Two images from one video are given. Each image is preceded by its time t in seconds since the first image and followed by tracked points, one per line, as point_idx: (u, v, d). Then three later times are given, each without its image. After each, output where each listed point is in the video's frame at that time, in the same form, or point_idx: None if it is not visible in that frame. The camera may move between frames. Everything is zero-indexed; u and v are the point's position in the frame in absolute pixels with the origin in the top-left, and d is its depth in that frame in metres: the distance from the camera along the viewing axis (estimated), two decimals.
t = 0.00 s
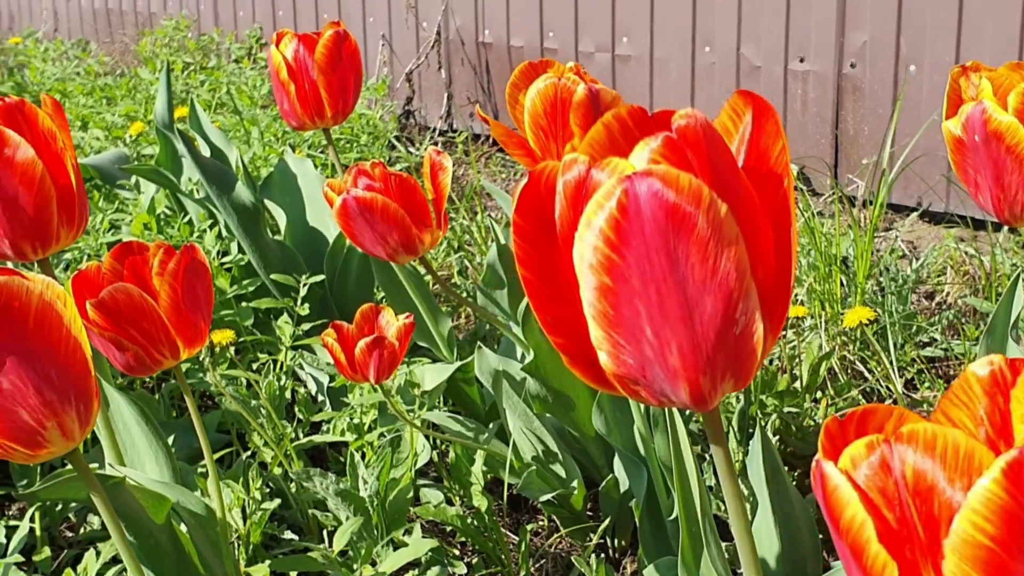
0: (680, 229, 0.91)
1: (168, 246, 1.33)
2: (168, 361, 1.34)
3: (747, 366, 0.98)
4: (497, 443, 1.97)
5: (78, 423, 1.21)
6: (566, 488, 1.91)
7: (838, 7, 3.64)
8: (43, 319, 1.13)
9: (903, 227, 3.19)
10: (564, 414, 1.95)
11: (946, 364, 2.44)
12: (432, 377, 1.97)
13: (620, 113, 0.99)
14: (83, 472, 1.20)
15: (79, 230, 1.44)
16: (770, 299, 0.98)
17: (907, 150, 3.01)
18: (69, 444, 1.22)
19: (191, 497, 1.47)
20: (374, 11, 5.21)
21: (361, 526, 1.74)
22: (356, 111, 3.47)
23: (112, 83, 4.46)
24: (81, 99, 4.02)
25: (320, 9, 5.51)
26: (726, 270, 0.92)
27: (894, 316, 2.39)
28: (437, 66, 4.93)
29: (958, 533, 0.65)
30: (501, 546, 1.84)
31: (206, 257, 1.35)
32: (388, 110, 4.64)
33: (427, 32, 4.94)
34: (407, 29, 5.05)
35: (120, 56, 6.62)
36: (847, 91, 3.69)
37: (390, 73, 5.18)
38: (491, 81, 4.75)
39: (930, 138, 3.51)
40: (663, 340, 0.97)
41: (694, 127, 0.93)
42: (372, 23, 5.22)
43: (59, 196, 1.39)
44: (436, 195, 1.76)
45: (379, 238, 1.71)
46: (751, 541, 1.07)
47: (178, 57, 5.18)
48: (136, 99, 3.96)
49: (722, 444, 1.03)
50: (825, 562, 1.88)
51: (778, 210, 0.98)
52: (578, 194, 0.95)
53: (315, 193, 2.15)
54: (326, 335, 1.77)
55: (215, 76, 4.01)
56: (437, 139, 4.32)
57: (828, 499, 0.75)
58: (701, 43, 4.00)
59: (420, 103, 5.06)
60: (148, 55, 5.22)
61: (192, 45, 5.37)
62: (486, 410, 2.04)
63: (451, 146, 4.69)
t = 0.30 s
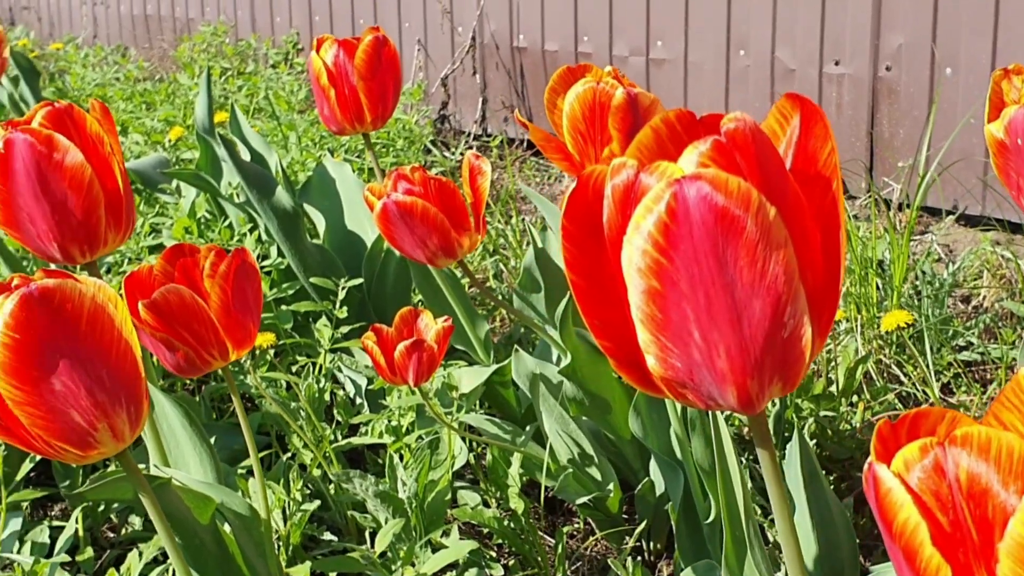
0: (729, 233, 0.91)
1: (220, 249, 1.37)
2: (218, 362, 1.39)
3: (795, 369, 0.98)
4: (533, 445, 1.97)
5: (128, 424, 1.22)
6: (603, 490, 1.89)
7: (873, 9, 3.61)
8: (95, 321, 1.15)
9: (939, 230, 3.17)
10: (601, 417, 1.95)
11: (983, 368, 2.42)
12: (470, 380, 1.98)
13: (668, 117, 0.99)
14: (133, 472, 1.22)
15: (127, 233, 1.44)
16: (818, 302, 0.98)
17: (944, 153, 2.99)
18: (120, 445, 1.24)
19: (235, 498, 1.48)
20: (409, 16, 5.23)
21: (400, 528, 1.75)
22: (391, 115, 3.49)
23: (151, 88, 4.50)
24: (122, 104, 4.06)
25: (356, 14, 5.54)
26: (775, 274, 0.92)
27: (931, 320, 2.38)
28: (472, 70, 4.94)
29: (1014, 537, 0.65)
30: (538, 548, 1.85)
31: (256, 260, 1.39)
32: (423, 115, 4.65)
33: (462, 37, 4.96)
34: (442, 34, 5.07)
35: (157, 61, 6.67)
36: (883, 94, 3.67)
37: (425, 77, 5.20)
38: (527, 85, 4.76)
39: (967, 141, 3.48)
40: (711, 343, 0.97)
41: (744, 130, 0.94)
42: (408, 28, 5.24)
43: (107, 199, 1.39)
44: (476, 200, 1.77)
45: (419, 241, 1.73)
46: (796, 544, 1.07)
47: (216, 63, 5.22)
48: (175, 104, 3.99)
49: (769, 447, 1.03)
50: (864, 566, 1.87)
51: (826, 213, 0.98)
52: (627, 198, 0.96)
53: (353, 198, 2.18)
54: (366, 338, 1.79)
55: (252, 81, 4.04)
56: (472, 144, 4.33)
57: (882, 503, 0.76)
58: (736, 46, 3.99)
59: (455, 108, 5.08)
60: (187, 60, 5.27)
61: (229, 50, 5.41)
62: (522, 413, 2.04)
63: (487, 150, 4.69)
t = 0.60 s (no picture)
0: (775, 231, 0.91)
1: (258, 249, 1.36)
2: (257, 361, 1.39)
3: (841, 369, 0.98)
4: (567, 445, 1.98)
5: (173, 424, 1.22)
6: (635, 491, 1.90)
7: (906, 10, 3.59)
8: (140, 320, 1.16)
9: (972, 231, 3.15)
10: (634, 417, 1.95)
11: (1018, 369, 2.41)
12: (503, 380, 1.99)
13: (714, 116, 1.00)
14: (176, 470, 1.22)
15: (168, 234, 1.43)
16: (864, 301, 0.98)
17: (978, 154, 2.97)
18: (164, 444, 1.24)
19: (274, 497, 1.49)
20: (441, 18, 5.24)
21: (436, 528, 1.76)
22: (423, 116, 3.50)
23: (186, 90, 4.54)
24: (158, 106, 4.10)
25: (387, 16, 5.56)
26: (821, 272, 0.92)
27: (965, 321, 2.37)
28: (504, 72, 4.95)
29: None
30: (572, 548, 1.85)
31: (293, 260, 1.39)
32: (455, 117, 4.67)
33: (494, 38, 4.97)
34: (473, 35, 5.08)
35: (190, 63, 6.72)
36: (915, 94, 3.65)
37: (457, 79, 5.21)
38: (557, 86, 4.76)
39: (1000, 142, 3.46)
40: (756, 342, 0.97)
41: (790, 128, 0.94)
42: (440, 30, 5.26)
43: (149, 200, 1.39)
44: (512, 199, 1.80)
45: (455, 242, 1.75)
46: (838, 546, 1.07)
47: (250, 65, 5.26)
48: (210, 105, 4.02)
49: (812, 448, 1.03)
50: (899, 568, 1.87)
51: (872, 212, 0.98)
52: (673, 197, 0.96)
53: (387, 199, 2.19)
54: (402, 338, 1.81)
55: (285, 82, 4.06)
56: (503, 144, 4.33)
57: (928, 502, 0.76)
58: (767, 46, 3.98)
59: (486, 109, 5.09)
60: (221, 62, 5.31)
61: (262, 52, 5.45)
62: (556, 413, 2.05)
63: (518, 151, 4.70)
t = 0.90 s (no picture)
0: (821, 229, 0.91)
1: (300, 248, 1.39)
2: (298, 360, 1.41)
3: (886, 367, 0.98)
4: (599, 444, 1.98)
5: (216, 421, 1.23)
6: (667, 489, 1.90)
7: (938, 7, 3.56)
8: (183, 318, 1.16)
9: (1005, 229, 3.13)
10: (667, 417, 1.93)
11: None
12: (535, 379, 1.99)
13: (759, 114, 1.00)
14: (219, 469, 1.23)
15: (209, 233, 1.44)
16: (909, 300, 0.97)
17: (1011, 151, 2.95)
18: (207, 440, 1.24)
19: (313, 494, 1.50)
20: (472, 18, 5.25)
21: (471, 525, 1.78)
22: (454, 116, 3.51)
23: (219, 91, 4.56)
24: (191, 106, 4.12)
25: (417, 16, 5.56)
26: (867, 271, 0.92)
27: (998, 321, 2.35)
28: (534, 72, 4.95)
29: None
30: (604, 546, 1.86)
31: (334, 259, 1.42)
32: (485, 117, 4.67)
33: (525, 38, 4.98)
34: (504, 35, 5.09)
35: (223, 64, 6.76)
36: (946, 92, 3.62)
37: (487, 79, 5.22)
38: (586, 85, 4.76)
39: None
40: (801, 341, 0.97)
41: (837, 126, 0.94)
42: (470, 30, 5.26)
43: (190, 199, 1.39)
44: (545, 199, 1.80)
45: (489, 243, 1.75)
46: (883, 548, 1.05)
47: (282, 66, 5.28)
48: (243, 105, 4.05)
49: (856, 448, 1.01)
50: (934, 569, 1.85)
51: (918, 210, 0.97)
52: (717, 195, 0.96)
53: (419, 198, 2.20)
54: (435, 337, 1.82)
55: (317, 82, 4.08)
56: (533, 144, 4.34)
57: (978, 500, 0.76)
58: (799, 44, 3.97)
59: (517, 109, 5.09)
60: (254, 64, 5.34)
61: (295, 53, 5.48)
62: (587, 412, 2.05)
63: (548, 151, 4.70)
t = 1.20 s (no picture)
0: (873, 226, 0.90)
1: (345, 245, 1.42)
2: (343, 356, 1.43)
3: (937, 364, 0.97)
4: (636, 442, 1.98)
5: (265, 416, 1.24)
6: (704, 488, 1.90)
7: (975, 6, 3.54)
8: (233, 314, 1.17)
9: None
10: (704, 415, 1.94)
11: None
12: (572, 378, 2.00)
13: (809, 111, 1.00)
14: (267, 463, 1.24)
15: (254, 230, 1.44)
16: (960, 296, 0.97)
17: None
18: (256, 436, 1.25)
19: (355, 489, 1.52)
20: (507, 18, 5.26)
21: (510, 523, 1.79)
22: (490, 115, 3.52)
23: (258, 91, 4.60)
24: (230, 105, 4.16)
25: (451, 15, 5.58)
26: (919, 268, 0.91)
27: None
28: (570, 71, 4.95)
29: None
30: (640, 544, 1.86)
31: (378, 257, 1.44)
32: (522, 116, 4.67)
33: (559, 38, 5.00)
34: (539, 35, 5.09)
35: (261, 64, 6.80)
36: (983, 91, 3.59)
37: (522, 78, 5.22)
38: (621, 85, 4.76)
39: None
40: (852, 338, 0.96)
41: (889, 123, 0.93)
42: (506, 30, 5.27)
43: (236, 197, 1.39)
44: (584, 198, 1.81)
45: (528, 241, 1.76)
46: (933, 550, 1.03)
47: (319, 65, 5.31)
48: (281, 105, 4.07)
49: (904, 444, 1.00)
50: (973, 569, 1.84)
51: (969, 207, 0.97)
52: (768, 191, 0.96)
53: (457, 196, 2.21)
54: (475, 335, 1.84)
55: (355, 82, 4.10)
56: (569, 142, 4.33)
57: None
58: (834, 43, 3.96)
59: (551, 109, 5.04)
60: (291, 64, 5.37)
61: (332, 53, 5.51)
62: (624, 411, 2.05)
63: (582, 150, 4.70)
